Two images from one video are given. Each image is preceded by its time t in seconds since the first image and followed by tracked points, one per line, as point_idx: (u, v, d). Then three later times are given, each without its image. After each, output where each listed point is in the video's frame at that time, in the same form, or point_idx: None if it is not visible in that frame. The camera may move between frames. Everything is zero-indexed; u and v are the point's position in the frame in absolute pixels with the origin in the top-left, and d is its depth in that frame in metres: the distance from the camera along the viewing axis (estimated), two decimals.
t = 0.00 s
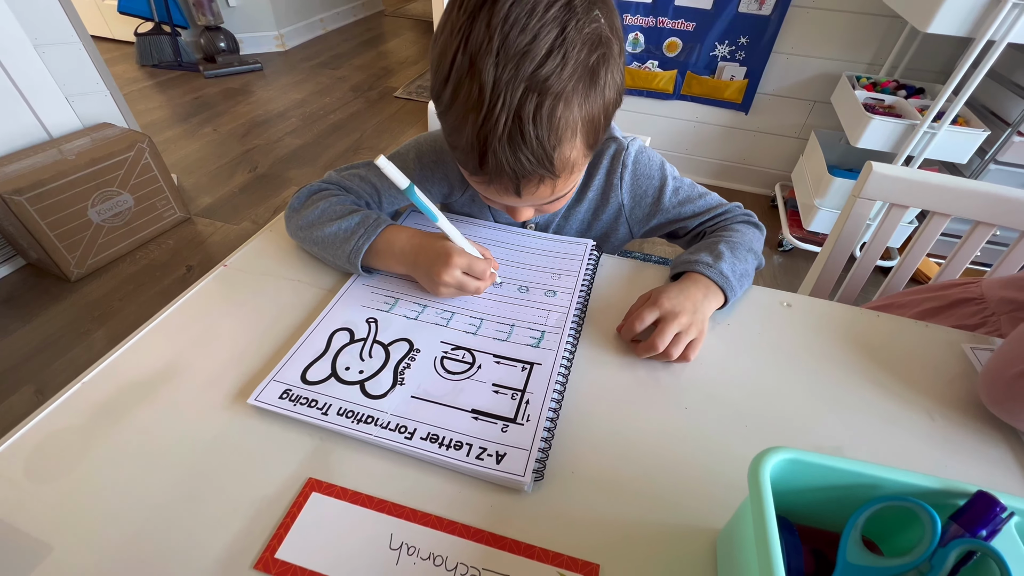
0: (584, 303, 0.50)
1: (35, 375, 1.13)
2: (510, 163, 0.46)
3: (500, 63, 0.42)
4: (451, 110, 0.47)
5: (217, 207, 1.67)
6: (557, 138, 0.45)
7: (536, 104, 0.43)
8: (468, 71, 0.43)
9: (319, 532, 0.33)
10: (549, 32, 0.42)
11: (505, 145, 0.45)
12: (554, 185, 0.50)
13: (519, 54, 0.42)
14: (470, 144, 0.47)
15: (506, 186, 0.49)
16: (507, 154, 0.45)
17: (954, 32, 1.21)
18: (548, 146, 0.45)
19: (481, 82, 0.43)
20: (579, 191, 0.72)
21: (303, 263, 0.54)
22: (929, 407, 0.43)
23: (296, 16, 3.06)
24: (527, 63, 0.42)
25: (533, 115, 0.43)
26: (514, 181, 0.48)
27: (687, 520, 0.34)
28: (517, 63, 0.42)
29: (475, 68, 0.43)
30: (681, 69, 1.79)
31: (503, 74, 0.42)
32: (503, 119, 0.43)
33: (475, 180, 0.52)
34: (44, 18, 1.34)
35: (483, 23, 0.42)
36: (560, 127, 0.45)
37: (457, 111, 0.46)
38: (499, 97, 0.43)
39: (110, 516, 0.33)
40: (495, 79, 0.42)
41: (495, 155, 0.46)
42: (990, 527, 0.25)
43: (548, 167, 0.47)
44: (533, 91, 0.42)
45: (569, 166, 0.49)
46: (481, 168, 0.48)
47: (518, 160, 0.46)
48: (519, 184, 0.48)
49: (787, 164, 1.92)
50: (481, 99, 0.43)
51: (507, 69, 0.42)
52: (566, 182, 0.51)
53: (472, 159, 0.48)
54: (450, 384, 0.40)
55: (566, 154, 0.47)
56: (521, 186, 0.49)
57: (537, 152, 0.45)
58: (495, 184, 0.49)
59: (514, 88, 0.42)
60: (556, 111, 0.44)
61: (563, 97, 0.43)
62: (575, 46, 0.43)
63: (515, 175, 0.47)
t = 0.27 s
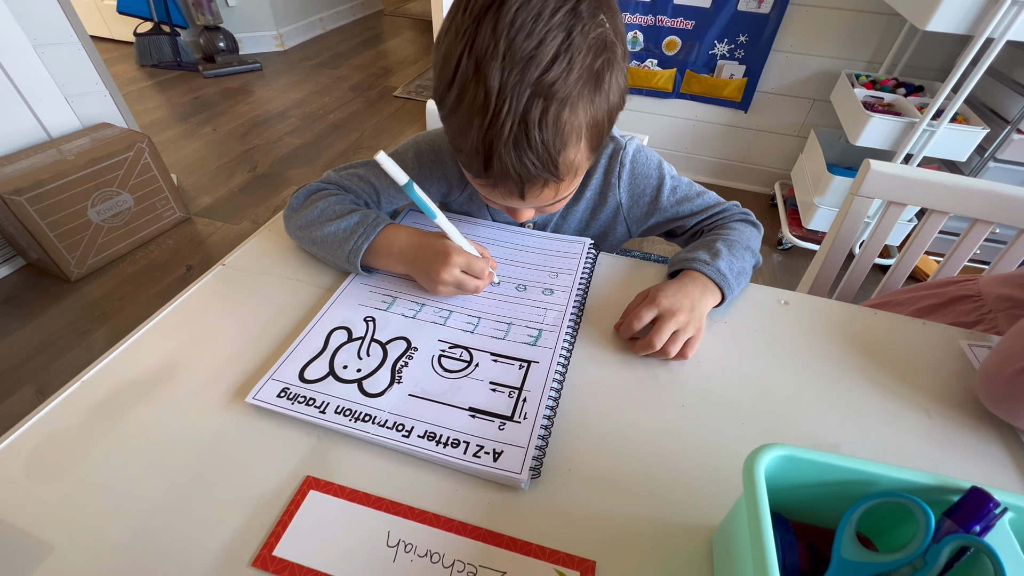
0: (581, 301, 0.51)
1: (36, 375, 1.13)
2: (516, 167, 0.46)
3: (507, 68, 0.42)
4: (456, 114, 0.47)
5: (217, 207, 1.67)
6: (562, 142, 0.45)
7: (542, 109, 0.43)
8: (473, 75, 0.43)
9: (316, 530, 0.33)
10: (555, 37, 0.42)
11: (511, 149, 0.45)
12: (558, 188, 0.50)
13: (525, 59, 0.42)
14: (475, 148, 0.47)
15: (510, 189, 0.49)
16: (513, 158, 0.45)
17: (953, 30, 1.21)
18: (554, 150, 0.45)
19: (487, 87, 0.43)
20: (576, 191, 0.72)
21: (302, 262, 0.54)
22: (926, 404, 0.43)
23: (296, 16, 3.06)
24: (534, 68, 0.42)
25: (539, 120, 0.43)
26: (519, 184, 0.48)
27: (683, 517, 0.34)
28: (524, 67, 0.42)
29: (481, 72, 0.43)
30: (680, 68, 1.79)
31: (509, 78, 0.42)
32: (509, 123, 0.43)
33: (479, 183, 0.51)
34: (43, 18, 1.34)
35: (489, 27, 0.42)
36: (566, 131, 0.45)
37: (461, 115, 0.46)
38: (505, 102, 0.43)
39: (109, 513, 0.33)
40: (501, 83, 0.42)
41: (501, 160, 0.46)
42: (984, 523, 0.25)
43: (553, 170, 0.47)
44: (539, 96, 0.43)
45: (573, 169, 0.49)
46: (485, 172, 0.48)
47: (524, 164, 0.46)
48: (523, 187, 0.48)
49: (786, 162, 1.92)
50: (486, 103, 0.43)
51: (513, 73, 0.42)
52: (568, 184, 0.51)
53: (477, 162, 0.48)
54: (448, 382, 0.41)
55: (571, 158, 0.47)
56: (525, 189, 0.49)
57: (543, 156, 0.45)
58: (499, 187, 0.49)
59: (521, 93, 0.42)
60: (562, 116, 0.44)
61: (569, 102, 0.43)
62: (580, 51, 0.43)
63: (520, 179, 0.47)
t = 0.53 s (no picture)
0: (579, 300, 0.51)
1: (38, 375, 1.14)
2: (528, 173, 0.46)
3: (524, 76, 0.42)
4: (468, 117, 0.47)
5: (217, 207, 1.68)
6: (575, 150, 0.46)
7: (557, 117, 0.43)
8: (489, 79, 0.43)
9: (315, 527, 0.33)
10: (572, 46, 0.43)
11: (524, 155, 0.45)
12: (565, 194, 0.50)
13: (543, 67, 0.42)
14: (487, 153, 0.47)
15: (519, 194, 0.49)
16: (525, 164, 0.45)
17: (951, 29, 1.21)
18: (566, 157, 0.46)
19: (503, 92, 0.43)
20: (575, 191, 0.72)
21: (302, 262, 0.54)
22: (922, 402, 0.43)
23: (296, 16, 3.06)
24: (551, 77, 0.42)
25: (554, 128, 0.44)
26: (529, 190, 0.48)
27: (679, 514, 0.35)
28: (541, 75, 0.42)
29: (497, 77, 0.43)
30: (680, 67, 1.79)
31: (526, 85, 0.42)
32: (524, 130, 0.43)
33: (487, 186, 0.51)
34: (44, 19, 1.34)
35: (508, 34, 0.42)
36: (578, 139, 0.45)
37: (474, 118, 0.46)
38: (521, 108, 0.43)
39: (111, 511, 0.34)
40: (518, 90, 0.42)
41: (513, 165, 0.46)
42: (976, 518, 0.26)
43: (563, 177, 0.47)
44: (555, 104, 0.43)
45: (582, 177, 0.49)
46: (495, 176, 0.48)
47: (535, 171, 0.46)
48: (533, 193, 0.49)
49: (786, 161, 1.92)
50: (502, 108, 0.43)
51: (530, 80, 0.42)
52: (576, 189, 0.52)
53: (487, 166, 0.48)
54: (446, 381, 0.41)
55: (581, 165, 0.48)
56: (535, 194, 0.49)
57: (555, 163, 0.46)
58: (508, 192, 0.50)
59: (537, 100, 0.43)
60: (576, 124, 0.44)
61: (583, 111, 0.44)
62: (597, 61, 0.44)
63: (530, 184, 0.47)
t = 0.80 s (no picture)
0: (578, 300, 0.51)
1: (40, 376, 1.14)
2: (532, 175, 0.46)
3: (534, 79, 0.42)
4: (475, 118, 0.47)
5: (218, 208, 1.68)
6: (579, 155, 0.46)
7: (564, 121, 0.44)
8: (498, 80, 0.44)
9: (316, 526, 0.33)
10: (582, 52, 0.43)
11: (529, 157, 0.45)
12: (566, 197, 0.51)
13: (552, 71, 0.42)
14: (491, 154, 0.47)
15: (522, 196, 0.49)
16: (530, 166, 0.46)
17: (951, 29, 1.21)
18: (570, 161, 0.46)
19: (511, 94, 0.43)
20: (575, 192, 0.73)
21: (302, 263, 0.54)
22: (920, 402, 0.44)
23: (296, 16, 3.06)
24: (560, 82, 0.43)
25: (560, 132, 0.44)
26: (532, 192, 0.48)
27: (677, 513, 0.35)
28: (550, 80, 0.43)
29: (506, 79, 0.43)
30: (680, 66, 1.79)
31: (535, 88, 0.43)
32: (531, 132, 0.44)
33: (489, 186, 0.51)
34: (45, 20, 1.35)
35: (519, 37, 0.43)
36: (583, 144, 0.46)
37: (481, 119, 0.46)
38: (528, 110, 0.43)
39: (114, 510, 0.34)
40: (527, 92, 0.43)
41: (517, 166, 0.46)
42: (970, 516, 0.26)
43: (566, 181, 0.48)
44: (563, 109, 0.43)
45: (584, 181, 0.50)
46: (498, 177, 0.48)
47: (540, 173, 0.46)
48: (535, 195, 0.49)
49: (786, 161, 1.92)
50: (509, 110, 0.44)
51: (539, 84, 0.42)
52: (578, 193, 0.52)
53: (491, 167, 0.48)
54: (446, 381, 0.41)
55: (584, 170, 0.48)
56: (537, 196, 0.49)
57: (559, 166, 0.46)
58: (510, 193, 0.50)
59: (545, 103, 0.43)
60: (581, 129, 0.45)
61: (590, 117, 0.44)
62: (605, 68, 0.44)
63: (533, 187, 0.48)
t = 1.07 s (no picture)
0: (578, 298, 0.51)
1: (42, 375, 1.14)
2: (533, 171, 0.46)
3: (536, 76, 0.43)
4: (476, 114, 0.47)
5: (219, 208, 1.68)
6: (581, 152, 0.46)
7: (566, 118, 0.44)
8: (500, 77, 0.44)
9: (317, 524, 0.33)
10: (584, 49, 0.43)
11: (531, 153, 0.45)
12: (567, 194, 0.51)
13: (554, 68, 0.43)
14: (493, 150, 0.47)
15: (522, 193, 0.49)
16: (531, 162, 0.46)
17: (951, 27, 1.21)
18: (572, 158, 0.46)
19: (513, 90, 0.43)
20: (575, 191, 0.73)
21: (303, 262, 0.55)
22: (919, 400, 0.44)
23: (296, 16, 3.07)
24: (562, 78, 0.43)
25: (562, 128, 0.44)
26: (533, 189, 0.48)
27: (677, 511, 0.35)
28: (552, 76, 0.43)
29: (508, 76, 0.43)
30: (680, 65, 1.79)
31: (537, 85, 0.43)
32: (533, 128, 0.44)
33: (490, 183, 0.51)
34: (45, 21, 1.35)
35: (521, 34, 0.43)
36: (585, 141, 0.46)
37: (482, 115, 0.46)
38: (530, 107, 0.43)
39: (117, 509, 0.34)
40: (529, 89, 0.43)
41: (519, 163, 0.46)
42: (968, 513, 0.26)
43: (567, 178, 0.48)
44: (564, 105, 0.43)
45: (584, 178, 0.50)
46: (500, 174, 0.48)
47: (541, 170, 0.46)
48: (536, 192, 0.49)
49: (787, 160, 1.92)
50: (511, 106, 0.44)
51: (541, 80, 0.43)
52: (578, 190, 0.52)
53: (493, 164, 0.48)
54: (447, 379, 0.41)
55: (585, 167, 0.48)
56: (538, 193, 0.49)
57: (560, 163, 0.46)
58: (511, 190, 0.50)
59: (546, 100, 0.43)
60: (583, 126, 0.45)
61: (591, 113, 0.45)
62: (607, 66, 0.44)
63: (534, 183, 0.48)
